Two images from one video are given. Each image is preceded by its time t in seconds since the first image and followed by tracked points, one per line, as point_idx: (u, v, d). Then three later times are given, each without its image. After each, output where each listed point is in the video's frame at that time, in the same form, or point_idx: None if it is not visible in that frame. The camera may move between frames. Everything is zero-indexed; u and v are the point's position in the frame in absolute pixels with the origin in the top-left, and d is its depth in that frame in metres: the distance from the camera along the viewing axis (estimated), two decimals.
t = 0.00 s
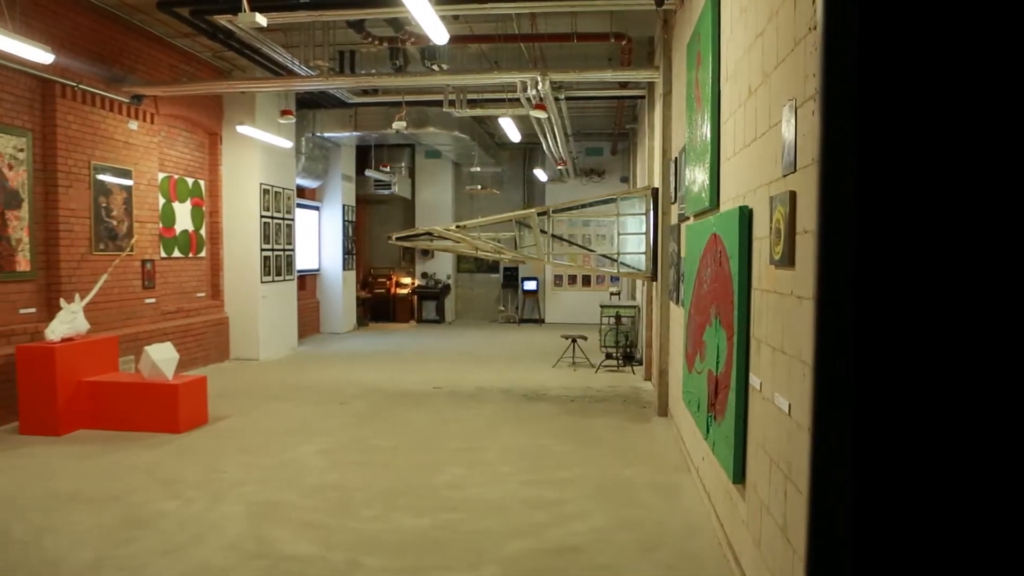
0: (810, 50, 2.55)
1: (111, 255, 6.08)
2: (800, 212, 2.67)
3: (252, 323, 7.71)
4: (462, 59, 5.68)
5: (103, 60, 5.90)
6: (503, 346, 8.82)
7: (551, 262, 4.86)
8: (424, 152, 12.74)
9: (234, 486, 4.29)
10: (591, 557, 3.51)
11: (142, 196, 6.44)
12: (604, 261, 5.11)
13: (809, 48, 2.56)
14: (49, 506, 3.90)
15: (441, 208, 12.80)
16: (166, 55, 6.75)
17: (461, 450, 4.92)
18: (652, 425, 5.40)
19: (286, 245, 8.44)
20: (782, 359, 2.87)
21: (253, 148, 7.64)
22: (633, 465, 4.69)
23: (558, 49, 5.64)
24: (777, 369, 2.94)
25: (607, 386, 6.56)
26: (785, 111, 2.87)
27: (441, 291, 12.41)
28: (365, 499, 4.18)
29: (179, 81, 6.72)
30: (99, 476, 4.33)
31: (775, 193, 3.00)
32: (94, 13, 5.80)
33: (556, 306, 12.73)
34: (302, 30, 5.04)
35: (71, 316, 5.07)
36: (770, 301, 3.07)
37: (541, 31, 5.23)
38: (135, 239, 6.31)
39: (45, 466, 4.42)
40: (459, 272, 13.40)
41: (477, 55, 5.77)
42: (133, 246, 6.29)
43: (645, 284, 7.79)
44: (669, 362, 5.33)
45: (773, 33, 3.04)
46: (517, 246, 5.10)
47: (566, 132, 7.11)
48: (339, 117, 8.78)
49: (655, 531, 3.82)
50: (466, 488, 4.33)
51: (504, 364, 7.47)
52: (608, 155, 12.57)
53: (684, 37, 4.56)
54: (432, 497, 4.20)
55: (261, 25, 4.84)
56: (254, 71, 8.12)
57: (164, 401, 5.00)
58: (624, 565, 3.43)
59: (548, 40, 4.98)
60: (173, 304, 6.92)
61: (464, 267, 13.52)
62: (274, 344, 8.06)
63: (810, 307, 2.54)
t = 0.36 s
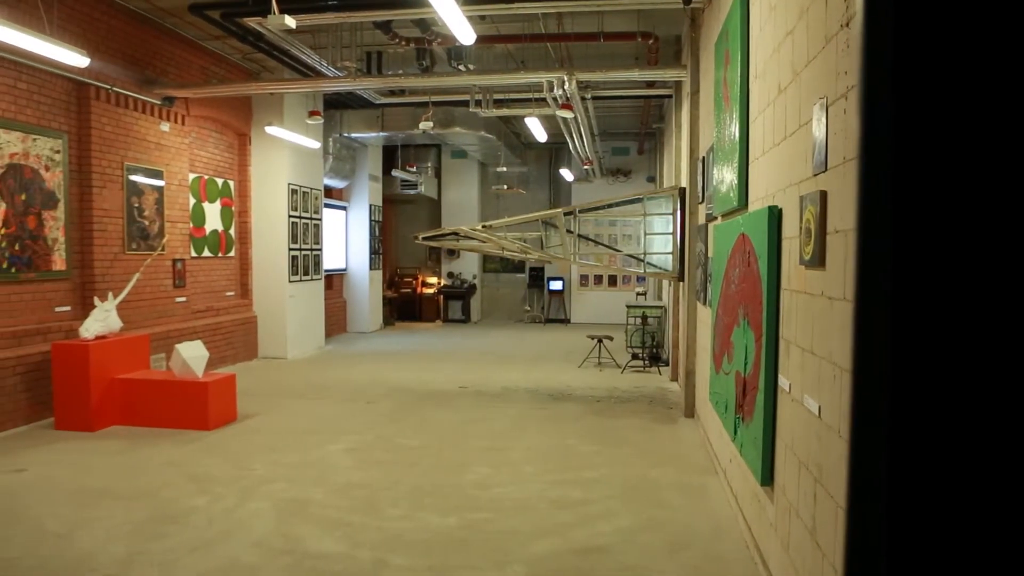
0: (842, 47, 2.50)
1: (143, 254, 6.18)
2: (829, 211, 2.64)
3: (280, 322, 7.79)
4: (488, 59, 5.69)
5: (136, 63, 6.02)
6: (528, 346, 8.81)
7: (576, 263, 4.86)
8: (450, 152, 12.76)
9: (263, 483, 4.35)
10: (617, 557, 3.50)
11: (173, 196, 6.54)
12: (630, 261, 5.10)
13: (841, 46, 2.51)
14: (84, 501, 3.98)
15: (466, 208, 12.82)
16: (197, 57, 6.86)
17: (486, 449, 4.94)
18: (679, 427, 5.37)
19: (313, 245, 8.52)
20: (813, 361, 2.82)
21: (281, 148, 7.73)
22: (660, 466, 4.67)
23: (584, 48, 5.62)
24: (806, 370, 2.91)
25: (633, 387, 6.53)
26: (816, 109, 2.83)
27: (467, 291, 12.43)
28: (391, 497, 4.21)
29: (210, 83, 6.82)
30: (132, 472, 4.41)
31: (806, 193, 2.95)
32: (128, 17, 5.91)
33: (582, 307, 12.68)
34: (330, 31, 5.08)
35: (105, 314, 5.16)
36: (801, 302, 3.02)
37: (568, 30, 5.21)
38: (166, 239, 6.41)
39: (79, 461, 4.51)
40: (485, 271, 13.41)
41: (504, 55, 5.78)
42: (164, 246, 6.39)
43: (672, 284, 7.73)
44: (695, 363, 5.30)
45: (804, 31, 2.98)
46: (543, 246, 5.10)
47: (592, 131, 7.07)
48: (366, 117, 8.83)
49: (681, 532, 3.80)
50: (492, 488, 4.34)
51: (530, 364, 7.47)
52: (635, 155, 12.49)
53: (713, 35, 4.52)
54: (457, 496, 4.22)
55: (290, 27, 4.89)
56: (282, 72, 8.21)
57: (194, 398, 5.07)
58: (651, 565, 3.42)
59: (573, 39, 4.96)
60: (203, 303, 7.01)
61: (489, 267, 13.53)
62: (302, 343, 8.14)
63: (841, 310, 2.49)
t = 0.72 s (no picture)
0: (873, 44, 2.47)
1: (174, 254, 6.29)
2: (861, 211, 2.59)
3: (307, 321, 7.87)
4: (514, 59, 5.70)
5: (167, 66, 6.12)
6: (554, 346, 8.82)
7: (602, 262, 4.86)
8: (475, 152, 12.81)
9: (290, 481, 4.39)
10: (643, 559, 3.48)
11: (203, 197, 6.63)
12: (655, 261, 5.07)
13: (873, 43, 2.48)
14: (115, 496, 4.04)
15: (492, 207, 12.86)
16: (226, 59, 6.95)
17: (511, 449, 4.94)
18: (705, 428, 5.34)
19: (339, 245, 8.59)
20: (842, 363, 2.79)
21: (308, 148, 7.80)
22: (686, 467, 4.65)
23: (610, 47, 5.61)
24: (836, 372, 2.87)
25: (659, 387, 6.50)
26: (846, 108, 2.79)
27: (492, 291, 12.45)
28: (417, 496, 4.23)
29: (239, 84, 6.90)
30: (162, 468, 4.47)
31: (836, 192, 2.91)
32: (161, 21, 6.02)
33: (608, 307, 12.65)
34: (357, 32, 5.12)
35: (136, 313, 5.25)
36: (830, 303, 2.99)
37: (594, 29, 5.22)
38: (195, 239, 6.50)
39: (111, 456, 4.59)
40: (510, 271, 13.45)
41: (530, 54, 5.79)
42: (193, 245, 6.48)
43: (698, 284, 7.69)
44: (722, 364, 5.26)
45: (835, 28, 2.95)
46: (569, 246, 5.10)
47: (618, 131, 7.07)
48: (393, 117, 8.90)
49: (708, 535, 3.77)
50: (517, 487, 4.35)
51: (555, 364, 7.47)
52: (661, 155, 12.45)
53: (740, 33, 4.48)
54: (482, 495, 4.23)
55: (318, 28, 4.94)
56: (309, 74, 8.29)
57: (222, 396, 5.14)
58: (677, 567, 3.40)
59: (599, 39, 4.97)
60: (232, 302, 7.11)
61: (514, 267, 13.57)
62: (328, 342, 8.22)
63: (871, 309, 2.46)
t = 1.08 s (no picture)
0: (903, 42, 2.43)
1: (199, 254, 6.36)
2: (890, 211, 2.56)
3: (330, 320, 7.93)
4: (536, 58, 5.70)
5: (194, 68, 6.21)
6: (576, 346, 8.81)
7: (625, 263, 4.85)
8: (498, 152, 12.83)
9: (314, 478, 4.42)
10: (666, 561, 3.46)
11: (228, 197, 6.71)
12: (679, 261, 5.05)
13: (902, 40, 2.45)
14: (143, 491, 4.11)
15: (514, 207, 12.87)
16: (251, 60, 7.02)
17: (533, 449, 4.95)
18: (730, 429, 5.30)
19: (363, 245, 8.65)
20: (870, 365, 2.75)
21: (331, 149, 7.87)
22: (710, 469, 4.62)
23: (634, 47, 5.60)
24: (864, 374, 2.84)
25: (682, 388, 6.47)
26: (874, 106, 2.76)
27: (514, 291, 12.47)
28: (440, 495, 4.24)
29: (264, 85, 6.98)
30: (188, 465, 4.54)
31: (864, 192, 2.88)
32: (188, 24, 6.10)
33: (630, 307, 12.61)
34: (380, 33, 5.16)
35: (164, 311, 5.33)
36: (858, 304, 2.95)
37: (618, 29, 5.21)
38: (221, 238, 6.58)
39: (139, 453, 4.66)
40: (532, 271, 13.46)
41: (553, 54, 5.79)
42: (219, 245, 6.56)
43: (723, 285, 7.65)
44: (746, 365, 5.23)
45: (863, 26, 2.92)
46: (592, 246, 5.09)
47: (642, 131, 7.05)
48: (415, 117, 8.94)
49: (732, 537, 3.74)
50: (539, 487, 4.35)
51: (577, 365, 7.46)
52: (684, 155, 12.38)
53: (765, 31, 4.45)
54: (504, 495, 4.24)
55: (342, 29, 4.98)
56: (333, 74, 8.35)
57: (247, 394, 5.20)
58: (701, 569, 3.38)
59: (622, 38, 4.97)
60: (256, 301, 7.19)
61: (536, 267, 13.57)
62: (352, 341, 8.28)
63: (900, 310, 2.42)
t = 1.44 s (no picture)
0: (934, 38, 2.39)
1: (225, 254, 6.44)
2: (921, 210, 2.52)
3: (354, 319, 7.99)
4: (560, 58, 5.69)
5: (221, 69, 6.29)
6: (600, 346, 8.80)
7: (648, 263, 4.83)
8: (521, 152, 12.84)
9: (338, 476, 4.46)
10: (689, 562, 3.44)
11: (255, 197, 6.79)
12: (703, 261, 5.01)
13: (934, 37, 2.41)
14: (170, 487, 4.17)
15: (537, 207, 12.88)
16: (277, 62, 7.10)
17: (556, 449, 4.94)
18: (754, 431, 5.26)
19: (386, 244, 8.70)
20: (899, 367, 2.71)
21: (356, 149, 7.92)
22: (734, 471, 4.59)
23: (657, 45, 5.58)
24: (892, 376, 2.80)
25: (706, 389, 6.43)
26: (905, 104, 2.72)
27: (537, 291, 12.47)
28: (462, 494, 4.25)
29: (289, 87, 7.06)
30: (214, 462, 4.60)
31: (893, 192, 2.84)
32: (215, 26, 6.18)
33: (654, 307, 12.56)
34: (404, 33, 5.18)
35: (191, 310, 5.41)
36: (886, 305, 2.91)
37: (641, 28, 5.19)
38: (247, 238, 6.66)
39: (167, 449, 4.74)
40: (556, 271, 13.46)
41: (577, 54, 5.78)
42: (245, 245, 6.64)
43: (748, 285, 7.59)
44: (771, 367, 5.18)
45: (892, 23, 2.88)
46: (615, 246, 5.08)
47: (665, 130, 7.03)
48: (439, 118, 8.97)
49: (756, 540, 3.71)
50: (562, 487, 4.35)
51: (600, 365, 7.45)
52: (708, 154, 12.30)
53: (792, 29, 4.41)
54: (527, 495, 4.24)
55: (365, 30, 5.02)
56: (356, 75, 8.41)
57: (273, 392, 5.26)
58: (725, 572, 3.36)
59: (646, 37, 4.95)
60: (281, 301, 7.26)
61: (560, 266, 13.56)
62: (375, 340, 8.33)
63: (931, 311, 2.39)
